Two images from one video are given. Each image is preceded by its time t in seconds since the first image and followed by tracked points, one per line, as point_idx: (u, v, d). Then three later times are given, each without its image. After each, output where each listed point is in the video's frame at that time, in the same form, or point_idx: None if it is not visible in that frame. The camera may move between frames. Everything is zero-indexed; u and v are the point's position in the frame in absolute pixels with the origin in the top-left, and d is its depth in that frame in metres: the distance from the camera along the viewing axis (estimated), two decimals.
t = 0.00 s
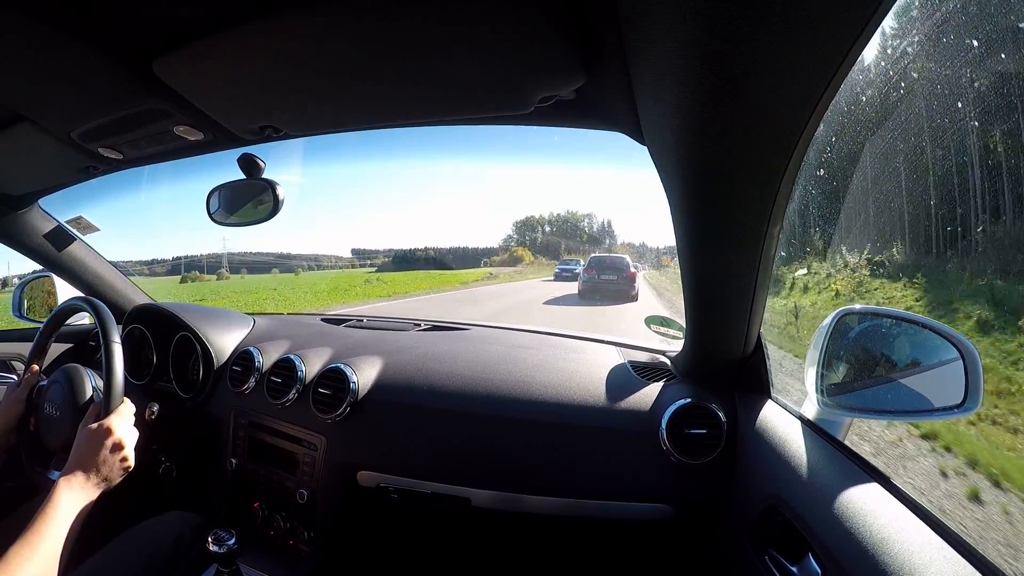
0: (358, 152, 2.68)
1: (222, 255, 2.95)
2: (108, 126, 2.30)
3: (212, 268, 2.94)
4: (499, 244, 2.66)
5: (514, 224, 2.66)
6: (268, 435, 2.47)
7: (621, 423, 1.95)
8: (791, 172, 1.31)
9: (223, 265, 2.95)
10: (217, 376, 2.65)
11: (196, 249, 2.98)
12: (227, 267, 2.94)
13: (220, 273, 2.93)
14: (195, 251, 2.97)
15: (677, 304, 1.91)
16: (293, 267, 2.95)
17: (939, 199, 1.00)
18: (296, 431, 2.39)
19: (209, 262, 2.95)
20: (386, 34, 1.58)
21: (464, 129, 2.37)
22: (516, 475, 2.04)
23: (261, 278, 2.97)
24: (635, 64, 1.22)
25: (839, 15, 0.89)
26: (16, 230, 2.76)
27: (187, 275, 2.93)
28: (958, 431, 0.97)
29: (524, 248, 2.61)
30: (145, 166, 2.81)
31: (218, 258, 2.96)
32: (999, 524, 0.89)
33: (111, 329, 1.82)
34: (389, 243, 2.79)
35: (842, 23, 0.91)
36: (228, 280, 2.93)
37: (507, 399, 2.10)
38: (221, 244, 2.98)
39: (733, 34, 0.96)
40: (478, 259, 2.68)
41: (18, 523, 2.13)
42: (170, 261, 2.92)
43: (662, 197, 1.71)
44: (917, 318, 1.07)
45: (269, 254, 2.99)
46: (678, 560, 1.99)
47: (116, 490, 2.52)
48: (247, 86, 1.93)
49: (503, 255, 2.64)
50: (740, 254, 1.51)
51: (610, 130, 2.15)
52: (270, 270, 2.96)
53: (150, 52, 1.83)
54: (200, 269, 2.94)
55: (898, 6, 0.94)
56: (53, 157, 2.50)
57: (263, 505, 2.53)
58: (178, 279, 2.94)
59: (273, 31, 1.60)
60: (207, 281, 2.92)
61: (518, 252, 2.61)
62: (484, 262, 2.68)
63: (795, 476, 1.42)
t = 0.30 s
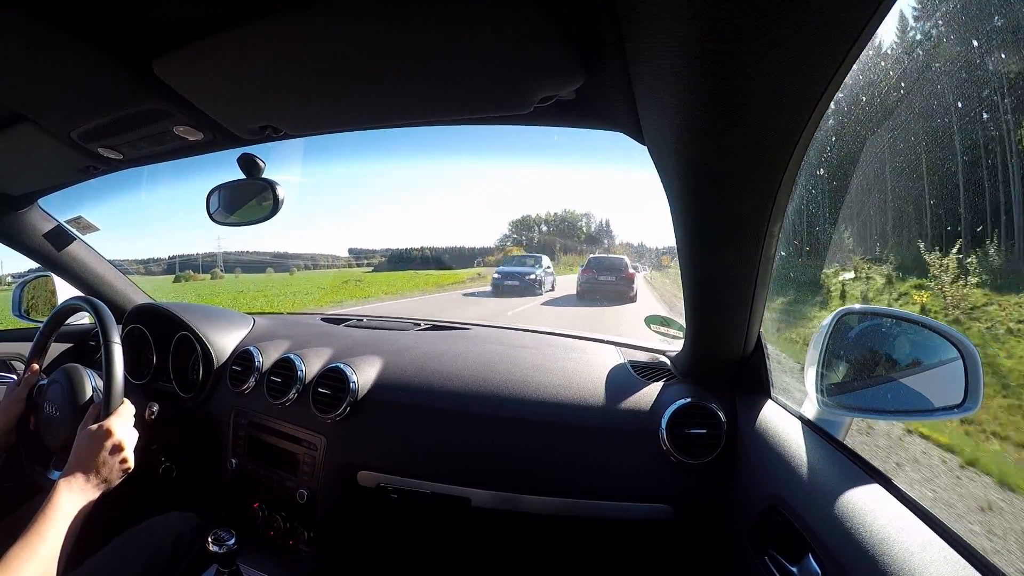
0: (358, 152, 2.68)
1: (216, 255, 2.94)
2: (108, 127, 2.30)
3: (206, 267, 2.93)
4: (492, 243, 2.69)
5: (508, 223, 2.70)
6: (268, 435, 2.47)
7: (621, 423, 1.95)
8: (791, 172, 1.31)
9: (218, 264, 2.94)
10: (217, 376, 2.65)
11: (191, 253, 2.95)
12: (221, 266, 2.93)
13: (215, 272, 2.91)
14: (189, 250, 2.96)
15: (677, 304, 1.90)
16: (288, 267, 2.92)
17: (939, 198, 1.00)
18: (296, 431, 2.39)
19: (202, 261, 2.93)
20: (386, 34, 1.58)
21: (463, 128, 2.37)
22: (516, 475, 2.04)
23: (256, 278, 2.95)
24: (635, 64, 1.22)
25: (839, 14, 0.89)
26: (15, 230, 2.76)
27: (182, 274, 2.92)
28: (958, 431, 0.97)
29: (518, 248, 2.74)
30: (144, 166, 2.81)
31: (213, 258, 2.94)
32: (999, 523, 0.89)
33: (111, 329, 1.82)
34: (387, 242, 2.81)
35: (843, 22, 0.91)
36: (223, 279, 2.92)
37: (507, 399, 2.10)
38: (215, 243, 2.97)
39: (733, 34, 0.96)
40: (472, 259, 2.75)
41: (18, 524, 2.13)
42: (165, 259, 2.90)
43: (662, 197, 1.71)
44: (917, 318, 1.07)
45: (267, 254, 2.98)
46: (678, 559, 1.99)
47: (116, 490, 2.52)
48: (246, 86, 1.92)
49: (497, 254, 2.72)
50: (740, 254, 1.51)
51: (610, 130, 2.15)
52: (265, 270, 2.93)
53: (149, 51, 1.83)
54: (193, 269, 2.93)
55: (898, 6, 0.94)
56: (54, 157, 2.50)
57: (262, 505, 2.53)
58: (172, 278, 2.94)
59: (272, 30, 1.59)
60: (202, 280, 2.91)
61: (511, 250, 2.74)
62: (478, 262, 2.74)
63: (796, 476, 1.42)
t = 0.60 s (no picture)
0: (357, 151, 2.68)
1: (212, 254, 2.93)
2: (108, 127, 2.30)
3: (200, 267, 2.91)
4: (488, 243, 2.66)
5: (503, 222, 2.72)
6: (268, 435, 2.47)
7: (621, 423, 1.95)
8: (791, 172, 1.31)
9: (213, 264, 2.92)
10: (217, 376, 2.65)
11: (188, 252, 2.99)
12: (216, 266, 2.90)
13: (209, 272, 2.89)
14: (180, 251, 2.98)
15: (678, 303, 1.90)
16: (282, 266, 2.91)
17: (938, 199, 1.00)
18: (296, 431, 2.39)
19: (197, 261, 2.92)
20: (386, 35, 1.59)
21: (463, 129, 2.37)
22: (516, 475, 2.04)
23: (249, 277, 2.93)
24: (635, 64, 1.23)
25: (838, 16, 0.90)
26: (13, 231, 2.71)
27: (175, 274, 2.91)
28: (958, 430, 0.97)
29: (514, 247, 2.60)
30: (144, 166, 2.82)
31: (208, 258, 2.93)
32: (1002, 523, 0.89)
33: (111, 329, 1.82)
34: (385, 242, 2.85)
35: (841, 24, 0.92)
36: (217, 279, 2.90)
37: (507, 399, 2.10)
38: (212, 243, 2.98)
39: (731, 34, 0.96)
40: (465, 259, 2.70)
41: (18, 524, 2.13)
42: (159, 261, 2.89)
43: (662, 197, 1.71)
44: (917, 317, 1.07)
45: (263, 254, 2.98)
46: (678, 559, 1.99)
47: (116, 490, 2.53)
48: (246, 86, 1.93)
49: (492, 254, 2.63)
50: (740, 254, 1.51)
51: (610, 130, 2.15)
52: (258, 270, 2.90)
53: (150, 52, 1.83)
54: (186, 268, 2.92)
55: (898, 7, 0.94)
56: (53, 157, 2.50)
57: (262, 505, 2.53)
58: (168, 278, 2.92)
59: (272, 31, 1.60)
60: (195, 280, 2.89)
61: (507, 250, 2.60)
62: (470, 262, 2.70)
63: (796, 476, 1.42)
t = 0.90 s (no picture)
0: (357, 152, 2.68)
1: (207, 254, 2.93)
2: (108, 127, 2.30)
3: (196, 266, 2.91)
4: (485, 242, 2.62)
5: (501, 220, 2.63)
6: (268, 435, 2.47)
7: (621, 423, 1.95)
8: (791, 172, 1.31)
9: (209, 264, 2.92)
10: (217, 376, 2.65)
11: (180, 250, 2.93)
12: (212, 266, 2.91)
13: (205, 272, 2.89)
14: (171, 250, 2.91)
15: (678, 304, 1.90)
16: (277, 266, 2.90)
17: (938, 199, 1.00)
18: (296, 431, 2.39)
19: (192, 261, 2.91)
20: (386, 36, 1.59)
21: (464, 129, 2.37)
22: (516, 475, 2.04)
23: (243, 277, 2.90)
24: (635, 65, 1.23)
25: (837, 17, 0.90)
26: (16, 231, 2.76)
27: (171, 275, 2.92)
28: (958, 430, 0.97)
29: (510, 247, 2.57)
30: (145, 166, 2.83)
31: (204, 257, 2.93)
32: (1004, 523, 0.88)
33: (111, 329, 1.82)
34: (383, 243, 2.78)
35: (841, 25, 0.92)
36: (211, 280, 2.88)
37: (507, 399, 2.10)
38: (205, 242, 2.96)
39: (731, 34, 0.96)
40: (459, 258, 2.66)
41: (18, 524, 2.13)
42: (157, 262, 2.90)
43: (662, 197, 1.71)
44: (917, 317, 1.07)
45: (258, 253, 2.96)
46: (677, 559, 2.00)
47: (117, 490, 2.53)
48: (247, 87, 1.93)
49: (487, 254, 2.59)
50: (739, 254, 1.51)
51: (611, 130, 2.15)
52: (254, 270, 2.90)
53: (150, 52, 1.83)
54: (178, 268, 2.90)
55: (897, 7, 0.94)
56: (53, 157, 2.50)
57: (262, 505, 2.53)
58: (162, 278, 2.96)
59: (272, 31, 1.60)
60: (190, 279, 2.90)
61: (502, 249, 2.57)
62: (464, 261, 2.66)
63: (796, 477, 1.42)
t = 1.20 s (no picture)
0: (357, 151, 2.68)
1: (202, 254, 2.91)
2: (108, 126, 2.30)
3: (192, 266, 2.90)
4: (480, 242, 2.64)
5: (497, 220, 2.67)
6: (268, 435, 2.47)
7: (621, 423, 1.95)
8: (791, 172, 1.31)
9: (204, 263, 2.91)
10: (217, 376, 2.65)
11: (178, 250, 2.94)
12: (207, 266, 2.89)
13: (199, 273, 2.88)
14: (169, 250, 2.91)
15: (678, 304, 1.90)
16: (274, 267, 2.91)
17: (939, 198, 1.00)
18: (296, 431, 2.39)
19: (187, 261, 2.90)
20: (386, 36, 1.59)
21: (464, 128, 2.37)
22: (515, 475, 2.04)
23: (240, 278, 2.91)
24: (635, 65, 1.22)
25: (838, 17, 0.90)
26: (16, 231, 2.76)
27: (163, 277, 2.93)
28: (959, 430, 0.97)
29: (504, 247, 2.59)
30: (145, 166, 2.83)
31: (199, 257, 2.92)
32: (1005, 522, 0.88)
33: (111, 329, 1.82)
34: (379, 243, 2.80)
35: (841, 25, 0.91)
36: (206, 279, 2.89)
37: (507, 399, 2.10)
38: (201, 242, 2.96)
39: (731, 34, 0.96)
40: (453, 257, 2.72)
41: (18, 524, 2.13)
42: (152, 262, 2.89)
43: (662, 197, 1.71)
44: (917, 318, 1.07)
45: (257, 253, 2.98)
46: (677, 559, 2.00)
47: (117, 490, 2.53)
48: (246, 86, 1.93)
49: (482, 254, 2.62)
50: (739, 254, 1.51)
51: (611, 130, 2.15)
52: (249, 270, 2.91)
53: (150, 51, 1.83)
54: (172, 270, 2.91)
55: (897, 7, 0.94)
56: (53, 157, 2.50)
57: (262, 506, 2.53)
58: (157, 278, 2.96)
59: (271, 31, 1.60)
60: (184, 281, 2.91)
61: (495, 250, 2.60)
62: (458, 260, 2.71)
63: (796, 477, 1.42)
